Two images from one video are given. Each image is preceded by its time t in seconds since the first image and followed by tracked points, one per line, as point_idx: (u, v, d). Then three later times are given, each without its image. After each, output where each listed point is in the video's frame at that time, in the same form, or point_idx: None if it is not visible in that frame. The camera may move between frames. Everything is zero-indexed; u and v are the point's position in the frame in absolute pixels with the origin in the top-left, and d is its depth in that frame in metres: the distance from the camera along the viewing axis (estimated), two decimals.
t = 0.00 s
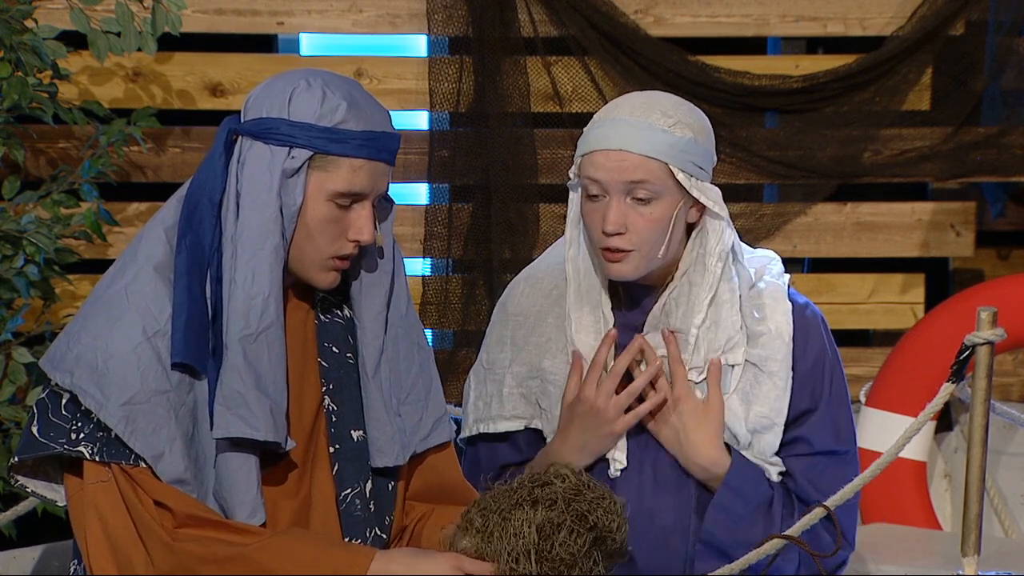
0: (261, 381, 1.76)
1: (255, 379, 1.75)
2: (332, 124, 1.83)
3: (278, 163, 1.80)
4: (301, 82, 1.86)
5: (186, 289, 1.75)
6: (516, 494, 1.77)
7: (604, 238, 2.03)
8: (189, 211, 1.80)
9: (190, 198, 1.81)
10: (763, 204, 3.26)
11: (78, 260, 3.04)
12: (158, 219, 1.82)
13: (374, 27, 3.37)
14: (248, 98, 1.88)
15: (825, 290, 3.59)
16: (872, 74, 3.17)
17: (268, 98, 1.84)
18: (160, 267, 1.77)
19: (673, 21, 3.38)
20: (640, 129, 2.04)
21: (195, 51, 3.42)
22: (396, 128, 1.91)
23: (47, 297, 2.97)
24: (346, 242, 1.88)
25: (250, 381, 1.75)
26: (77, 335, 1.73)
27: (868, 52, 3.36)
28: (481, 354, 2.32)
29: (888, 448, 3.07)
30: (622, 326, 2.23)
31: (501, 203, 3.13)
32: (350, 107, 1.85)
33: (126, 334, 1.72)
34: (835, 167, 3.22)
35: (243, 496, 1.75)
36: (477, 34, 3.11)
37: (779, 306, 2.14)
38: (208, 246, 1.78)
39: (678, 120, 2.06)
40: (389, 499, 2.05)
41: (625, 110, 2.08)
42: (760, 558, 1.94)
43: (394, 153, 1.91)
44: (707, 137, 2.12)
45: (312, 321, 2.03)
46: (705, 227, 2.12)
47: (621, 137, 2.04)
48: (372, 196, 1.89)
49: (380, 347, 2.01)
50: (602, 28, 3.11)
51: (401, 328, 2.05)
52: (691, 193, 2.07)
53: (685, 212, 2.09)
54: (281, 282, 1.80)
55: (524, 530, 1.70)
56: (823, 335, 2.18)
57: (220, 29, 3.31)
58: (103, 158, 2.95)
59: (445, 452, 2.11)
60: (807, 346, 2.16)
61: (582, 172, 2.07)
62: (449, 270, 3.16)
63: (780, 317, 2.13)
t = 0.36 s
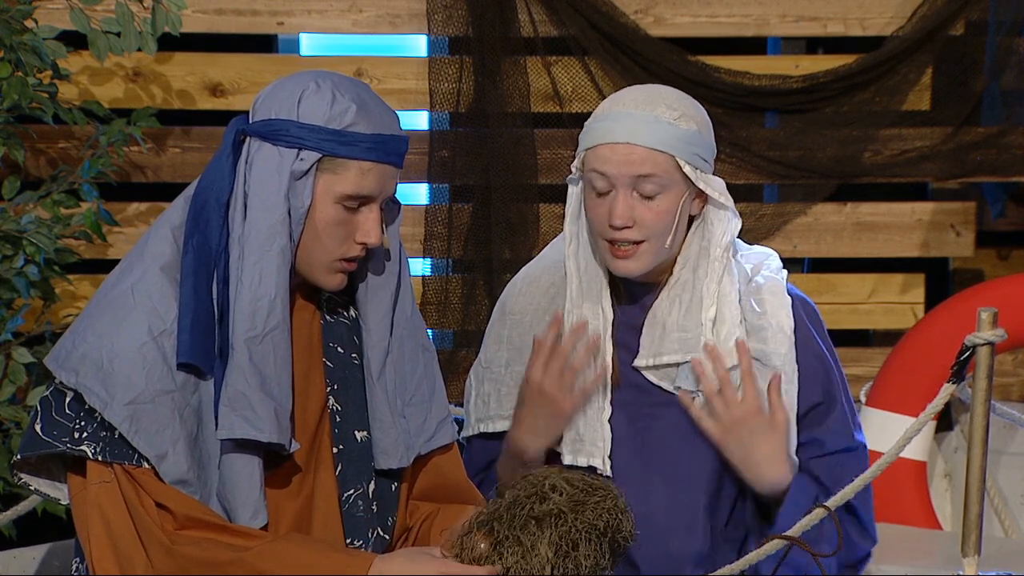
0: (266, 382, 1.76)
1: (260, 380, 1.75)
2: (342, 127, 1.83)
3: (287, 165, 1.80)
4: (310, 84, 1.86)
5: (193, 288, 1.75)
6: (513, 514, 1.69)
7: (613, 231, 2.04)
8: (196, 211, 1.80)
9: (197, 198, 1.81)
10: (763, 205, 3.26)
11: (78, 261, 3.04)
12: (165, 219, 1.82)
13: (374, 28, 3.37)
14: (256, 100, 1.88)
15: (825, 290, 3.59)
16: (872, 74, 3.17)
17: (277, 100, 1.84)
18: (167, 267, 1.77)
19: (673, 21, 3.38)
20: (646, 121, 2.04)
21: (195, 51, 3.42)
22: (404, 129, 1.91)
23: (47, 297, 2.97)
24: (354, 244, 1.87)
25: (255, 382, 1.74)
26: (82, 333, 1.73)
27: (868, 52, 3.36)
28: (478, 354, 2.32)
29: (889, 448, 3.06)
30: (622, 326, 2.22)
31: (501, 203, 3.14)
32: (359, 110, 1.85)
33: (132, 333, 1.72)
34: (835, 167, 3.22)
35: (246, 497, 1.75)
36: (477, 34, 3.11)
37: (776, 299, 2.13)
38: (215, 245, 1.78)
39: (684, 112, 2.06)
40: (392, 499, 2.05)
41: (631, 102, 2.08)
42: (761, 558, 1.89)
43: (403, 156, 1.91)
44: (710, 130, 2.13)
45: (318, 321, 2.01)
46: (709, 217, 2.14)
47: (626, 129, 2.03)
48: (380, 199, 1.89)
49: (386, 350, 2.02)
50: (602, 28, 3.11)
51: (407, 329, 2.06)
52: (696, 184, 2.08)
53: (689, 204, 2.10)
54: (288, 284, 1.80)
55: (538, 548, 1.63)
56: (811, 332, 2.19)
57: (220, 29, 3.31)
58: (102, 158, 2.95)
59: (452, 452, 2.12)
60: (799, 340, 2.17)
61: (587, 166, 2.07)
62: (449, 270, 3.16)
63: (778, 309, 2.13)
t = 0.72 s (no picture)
0: (265, 383, 1.76)
1: (259, 380, 1.75)
2: (340, 128, 1.83)
3: (285, 165, 1.80)
4: (308, 84, 1.86)
5: (192, 289, 1.75)
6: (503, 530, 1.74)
7: (625, 245, 2.03)
8: (195, 212, 1.80)
9: (197, 199, 1.81)
10: (762, 205, 3.26)
11: (78, 260, 3.04)
12: (165, 220, 1.82)
13: (374, 28, 3.37)
14: (255, 100, 1.89)
15: (825, 290, 3.59)
16: (872, 74, 3.17)
17: (276, 101, 1.84)
18: (166, 268, 1.77)
19: (673, 21, 3.38)
20: (647, 132, 2.03)
21: (195, 51, 3.42)
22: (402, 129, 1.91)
23: (47, 297, 2.98)
24: (352, 245, 1.87)
25: (254, 382, 1.75)
26: (82, 334, 1.73)
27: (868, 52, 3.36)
28: (481, 360, 2.32)
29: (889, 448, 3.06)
30: (627, 330, 2.22)
31: (501, 203, 3.14)
32: (357, 110, 1.85)
33: (132, 334, 1.72)
34: (835, 167, 3.22)
35: (245, 498, 1.75)
36: (477, 34, 3.11)
37: (782, 301, 2.14)
38: (214, 246, 1.79)
39: (683, 120, 2.05)
40: (390, 500, 2.05)
41: (629, 113, 2.06)
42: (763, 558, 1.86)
43: (402, 156, 1.91)
44: (707, 133, 2.12)
45: (317, 323, 2.02)
46: (713, 219, 2.14)
47: (625, 143, 2.02)
48: (378, 200, 1.89)
49: (384, 351, 2.01)
50: (603, 28, 3.11)
51: (405, 330, 2.06)
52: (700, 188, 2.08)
53: (694, 207, 2.10)
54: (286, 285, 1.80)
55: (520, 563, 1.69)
56: (817, 336, 2.19)
57: (220, 29, 3.31)
58: (102, 158, 2.95)
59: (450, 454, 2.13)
60: (804, 344, 2.17)
61: (591, 181, 2.05)
62: (449, 270, 3.16)
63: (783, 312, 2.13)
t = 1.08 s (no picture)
0: (263, 384, 1.76)
1: (256, 381, 1.75)
2: (337, 129, 1.83)
3: (282, 166, 1.80)
4: (306, 85, 1.86)
5: (189, 290, 1.75)
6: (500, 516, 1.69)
7: (625, 245, 2.03)
8: (193, 213, 1.80)
9: (194, 200, 1.82)
10: (762, 205, 3.26)
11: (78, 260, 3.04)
12: (163, 221, 1.82)
13: (374, 28, 3.37)
14: (253, 100, 1.89)
15: (825, 290, 3.59)
16: (872, 74, 3.17)
17: (273, 101, 1.84)
18: (164, 268, 1.77)
19: (673, 21, 3.38)
20: (647, 133, 2.02)
21: (195, 51, 3.42)
22: (401, 129, 1.91)
23: (47, 297, 2.98)
24: (349, 245, 1.87)
25: (251, 383, 1.75)
26: (80, 335, 1.74)
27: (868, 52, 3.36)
28: (481, 363, 2.32)
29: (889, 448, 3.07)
30: (626, 331, 2.22)
31: (501, 203, 3.14)
32: (354, 111, 1.85)
33: (129, 335, 1.72)
34: (835, 167, 3.22)
35: (240, 501, 1.75)
36: (477, 34, 3.11)
37: (783, 302, 2.14)
38: (212, 246, 1.79)
39: (683, 121, 2.05)
40: (389, 500, 2.05)
41: (628, 114, 2.06)
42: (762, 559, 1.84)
43: (400, 157, 1.90)
44: (707, 133, 2.12)
45: (316, 324, 2.02)
46: (714, 218, 2.14)
47: (625, 144, 2.02)
48: (376, 202, 1.89)
49: (383, 352, 2.01)
50: (602, 28, 3.11)
51: (405, 331, 2.06)
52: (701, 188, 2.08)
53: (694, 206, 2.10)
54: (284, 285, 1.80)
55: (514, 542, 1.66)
56: (817, 338, 2.19)
57: (220, 29, 3.31)
58: (102, 158, 2.95)
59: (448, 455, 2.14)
60: (804, 347, 2.17)
61: (591, 183, 2.05)
62: (449, 270, 3.16)
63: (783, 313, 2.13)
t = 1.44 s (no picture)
0: (265, 385, 1.76)
1: (258, 382, 1.75)
2: (340, 129, 1.83)
3: (285, 167, 1.80)
4: (310, 86, 1.86)
5: (191, 291, 1.75)
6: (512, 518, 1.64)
7: (628, 250, 2.03)
8: (195, 212, 1.80)
9: (197, 200, 1.82)
10: (762, 205, 3.26)
11: (78, 261, 3.04)
12: (165, 221, 1.82)
13: (374, 28, 3.37)
14: (256, 100, 1.89)
15: (825, 290, 3.59)
16: (872, 74, 3.17)
17: (276, 102, 1.84)
18: (166, 269, 1.77)
19: (673, 21, 3.38)
20: (648, 138, 2.01)
21: (195, 51, 3.42)
22: (403, 131, 1.91)
23: (47, 297, 2.98)
24: (352, 246, 1.87)
25: (253, 384, 1.75)
26: (81, 334, 1.74)
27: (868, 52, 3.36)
28: (482, 360, 2.32)
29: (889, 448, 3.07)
30: (626, 327, 2.22)
31: (501, 203, 3.14)
32: (358, 112, 1.85)
33: (131, 335, 1.72)
34: (835, 167, 3.22)
35: (240, 501, 1.75)
36: (477, 34, 3.11)
37: (787, 300, 2.16)
38: (213, 247, 1.79)
39: (685, 124, 2.04)
40: (388, 501, 2.05)
41: (630, 117, 2.05)
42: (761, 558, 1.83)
43: (402, 157, 1.90)
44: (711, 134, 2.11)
45: (316, 325, 2.02)
46: (716, 214, 2.13)
47: (630, 148, 2.01)
48: (379, 202, 1.89)
49: (385, 352, 2.01)
50: (602, 28, 3.12)
51: (406, 331, 2.06)
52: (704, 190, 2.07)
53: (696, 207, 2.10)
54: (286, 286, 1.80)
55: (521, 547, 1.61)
56: (818, 335, 2.19)
57: (220, 29, 3.31)
58: (102, 158, 2.95)
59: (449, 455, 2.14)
60: (804, 344, 2.17)
61: (594, 187, 2.04)
62: (449, 270, 3.16)
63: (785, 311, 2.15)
